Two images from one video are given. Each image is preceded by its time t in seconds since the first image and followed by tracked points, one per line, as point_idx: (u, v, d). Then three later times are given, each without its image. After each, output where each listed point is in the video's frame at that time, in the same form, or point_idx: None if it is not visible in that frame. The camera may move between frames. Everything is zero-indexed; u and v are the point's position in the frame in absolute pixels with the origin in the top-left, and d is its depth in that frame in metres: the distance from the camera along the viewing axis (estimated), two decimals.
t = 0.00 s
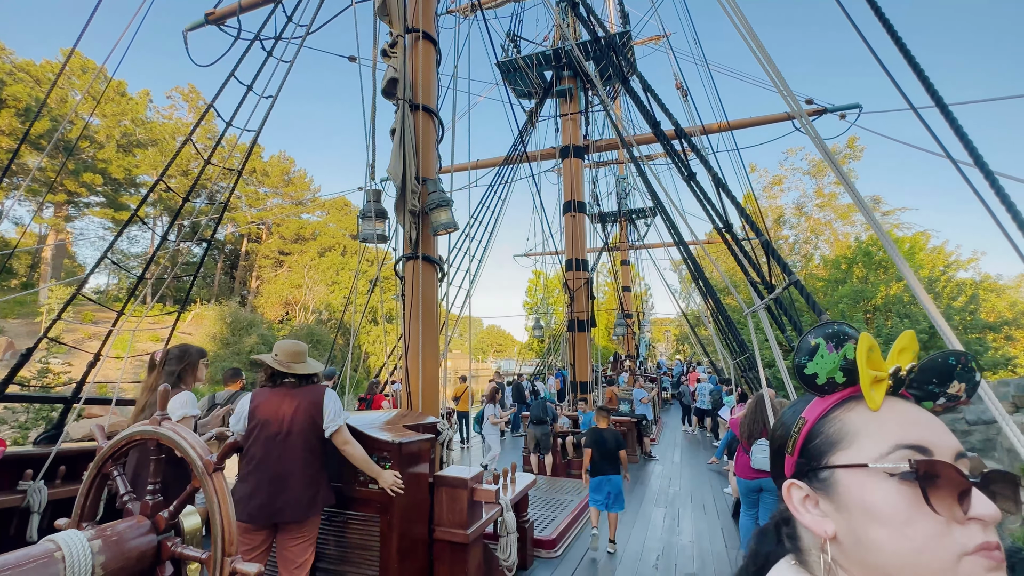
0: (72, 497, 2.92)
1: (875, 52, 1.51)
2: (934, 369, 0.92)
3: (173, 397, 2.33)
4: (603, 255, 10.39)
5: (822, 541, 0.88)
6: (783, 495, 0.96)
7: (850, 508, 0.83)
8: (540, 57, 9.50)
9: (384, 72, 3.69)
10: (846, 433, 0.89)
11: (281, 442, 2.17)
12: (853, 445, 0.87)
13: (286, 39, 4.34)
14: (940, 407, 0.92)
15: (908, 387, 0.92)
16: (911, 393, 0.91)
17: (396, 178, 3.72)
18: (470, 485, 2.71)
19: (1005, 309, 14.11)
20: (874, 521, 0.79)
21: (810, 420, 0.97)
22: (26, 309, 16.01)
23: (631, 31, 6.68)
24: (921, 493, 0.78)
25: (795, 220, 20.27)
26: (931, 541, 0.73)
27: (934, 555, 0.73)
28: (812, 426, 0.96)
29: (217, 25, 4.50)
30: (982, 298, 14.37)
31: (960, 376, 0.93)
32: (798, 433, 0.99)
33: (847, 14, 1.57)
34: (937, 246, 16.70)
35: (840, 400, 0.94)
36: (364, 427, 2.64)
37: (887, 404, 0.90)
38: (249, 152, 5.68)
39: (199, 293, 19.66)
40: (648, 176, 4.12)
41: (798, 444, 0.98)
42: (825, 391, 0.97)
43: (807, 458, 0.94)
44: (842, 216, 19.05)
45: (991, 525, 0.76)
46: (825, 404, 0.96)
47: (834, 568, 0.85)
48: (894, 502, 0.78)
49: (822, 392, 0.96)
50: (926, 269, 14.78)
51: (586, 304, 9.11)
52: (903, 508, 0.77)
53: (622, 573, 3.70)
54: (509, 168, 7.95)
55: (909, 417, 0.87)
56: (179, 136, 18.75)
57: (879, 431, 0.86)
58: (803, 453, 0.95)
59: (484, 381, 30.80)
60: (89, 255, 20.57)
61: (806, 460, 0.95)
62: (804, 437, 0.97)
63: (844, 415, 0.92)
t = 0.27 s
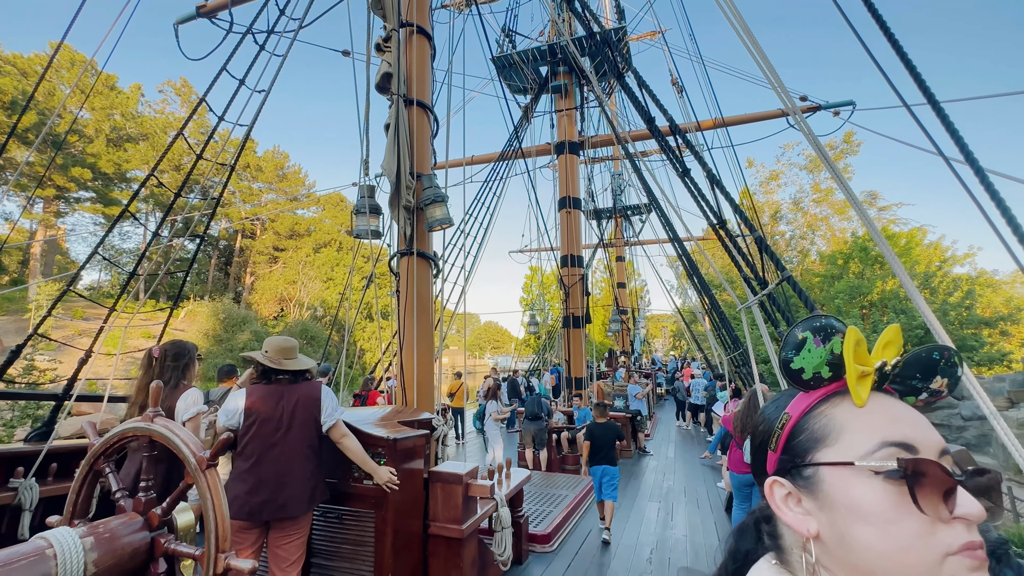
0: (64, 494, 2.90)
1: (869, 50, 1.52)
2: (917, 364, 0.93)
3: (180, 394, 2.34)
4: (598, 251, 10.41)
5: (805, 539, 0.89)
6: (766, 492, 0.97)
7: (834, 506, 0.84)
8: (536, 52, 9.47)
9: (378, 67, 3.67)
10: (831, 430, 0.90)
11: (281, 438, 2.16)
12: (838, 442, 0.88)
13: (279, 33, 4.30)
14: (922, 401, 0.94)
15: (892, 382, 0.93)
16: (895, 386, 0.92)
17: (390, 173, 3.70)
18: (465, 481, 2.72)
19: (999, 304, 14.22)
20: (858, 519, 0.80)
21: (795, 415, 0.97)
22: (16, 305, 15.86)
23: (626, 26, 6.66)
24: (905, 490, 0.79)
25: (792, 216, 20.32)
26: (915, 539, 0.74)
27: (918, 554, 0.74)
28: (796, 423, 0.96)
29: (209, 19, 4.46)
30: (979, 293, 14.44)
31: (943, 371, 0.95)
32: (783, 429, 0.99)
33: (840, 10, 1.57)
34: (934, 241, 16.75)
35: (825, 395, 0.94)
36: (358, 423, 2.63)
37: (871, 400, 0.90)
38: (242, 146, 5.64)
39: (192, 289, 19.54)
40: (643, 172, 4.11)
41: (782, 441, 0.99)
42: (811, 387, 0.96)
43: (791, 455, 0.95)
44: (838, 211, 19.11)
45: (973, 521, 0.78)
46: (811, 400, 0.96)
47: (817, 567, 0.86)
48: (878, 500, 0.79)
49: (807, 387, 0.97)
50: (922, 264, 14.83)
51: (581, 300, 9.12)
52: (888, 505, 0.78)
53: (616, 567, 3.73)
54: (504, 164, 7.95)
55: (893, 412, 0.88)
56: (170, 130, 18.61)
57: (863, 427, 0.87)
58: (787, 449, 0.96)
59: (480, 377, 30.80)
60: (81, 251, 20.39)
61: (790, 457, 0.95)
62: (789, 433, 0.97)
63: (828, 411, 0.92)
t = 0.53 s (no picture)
0: (46, 493, 2.86)
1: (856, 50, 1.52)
2: (898, 360, 0.94)
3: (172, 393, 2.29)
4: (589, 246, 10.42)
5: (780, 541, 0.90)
6: (742, 493, 0.97)
7: (812, 508, 0.85)
8: (527, 46, 9.43)
9: (367, 60, 3.62)
10: (810, 430, 0.91)
11: (263, 435, 2.14)
12: (817, 443, 0.89)
13: (266, 24, 4.23)
14: (900, 396, 0.96)
15: (871, 378, 0.94)
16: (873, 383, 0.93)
17: (380, 167, 3.67)
18: (454, 477, 2.71)
19: (986, 300, 14.46)
20: (835, 523, 0.81)
21: (773, 413, 0.97)
22: None
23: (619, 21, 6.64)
24: (884, 491, 0.80)
25: (783, 212, 20.41)
26: (894, 546, 0.75)
27: (897, 559, 0.75)
28: (774, 421, 0.96)
29: (194, 8, 4.37)
30: (967, 289, 14.61)
31: (922, 366, 0.97)
32: (760, 428, 1.00)
33: (830, 9, 1.58)
34: (923, 237, 16.96)
35: (804, 392, 0.95)
36: (347, 419, 2.61)
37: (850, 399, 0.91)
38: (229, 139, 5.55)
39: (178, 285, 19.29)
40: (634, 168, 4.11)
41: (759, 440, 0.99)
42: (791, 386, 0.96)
43: (767, 455, 0.96)
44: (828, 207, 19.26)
45: (949, 527, 0.79)
46: (788, 399, 0.97)
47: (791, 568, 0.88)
48: (855, 501, 0.80)
49: (786, 385, 0.97)
50: (913, 260, 14.98)
51: (572, 296, 9.13)
52: (865, 506, 0.79)
53: (605, 561, 3.75)
54: (496, 159, 7.94)
55: (872, 410, 0.89)
56: (154, 122, 18.26)
57: (840, 427, 0.88)
58: (763, 449, 0.97)
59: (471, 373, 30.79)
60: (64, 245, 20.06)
61: (766, 457, 0.96)
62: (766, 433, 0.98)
63: (807, 410, 0.93)
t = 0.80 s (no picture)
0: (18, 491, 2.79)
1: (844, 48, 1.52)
2: (881, 353, 0.95)
3: (136, 387, 2.28)
4: (577, 242, 10.42)
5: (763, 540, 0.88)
6: (723, 489, 0.95)
7: (797, 506, 0.83)
8: (516, 39, 9.35)
9: (351, 49, 3.55)
10: (796, 426, 0.89)
11: (235, 432, 2.09)
12: (802, 438, 0.87)
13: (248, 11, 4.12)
14: (880, 388, 0.97)
15: (853, 372, 0.94)
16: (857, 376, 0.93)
17: (364, 159, 3.60)
18: (439, 473, 2.69)
19: (966, 297, 14.77)
20: (819, 520, 0.80)
21: (758, 407, 0.95)
22: None
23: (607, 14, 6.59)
24: (868, 486, 0.80)
25: (771, 208, 20.54)
26: (876, 543, 0.75)
27: (878, 556, 0.75)
28: (759, 415, 0.94)
29: None
30: (950, 285, 14.84)
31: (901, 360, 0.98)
32: (743, 423, 0.97)
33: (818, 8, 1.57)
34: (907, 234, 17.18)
35: (788, 386, 0.93)
36: (329, 415, 2.56)
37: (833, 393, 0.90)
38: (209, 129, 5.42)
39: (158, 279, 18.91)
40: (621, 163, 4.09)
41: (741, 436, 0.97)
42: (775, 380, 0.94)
43: (750, 451, 0.94)
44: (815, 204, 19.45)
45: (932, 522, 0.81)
46: (771, 393, 0.94)
47: (772, 566, 0.87)
48: (839, 498, 0.79)
49: (771, 379, 0.95)
50: (898, 256, 15.17)
51: (559, 292, 9.13)
52: (850, 502, 0.79)
53: (590, 555, 3.78)
54: (483, 153, 7.89)
55: (855, 404, 0.89)
56: (132, 111, 17.81)
57: (826, 422, 0.86)
58: (747, 445, 0.94)
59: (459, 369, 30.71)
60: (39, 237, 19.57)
61: (749, 453, 0.94)
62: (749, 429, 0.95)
63: (792, 404, 0.91)
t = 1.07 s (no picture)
0: None
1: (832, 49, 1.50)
2: (859, 345, 0.94)
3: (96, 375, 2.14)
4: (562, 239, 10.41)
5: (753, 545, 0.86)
6: (710, 492, 0.91)
7: (790, 508, 0.81)
8: (502, 34, 9.25)
9: (332, 38, 3.47)
10: (785, 423, 0.87)
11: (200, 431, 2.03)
12: (792, 436, 0.85)
13: None
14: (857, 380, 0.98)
15: (835, 365, 0.94)
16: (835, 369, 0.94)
17: (346, 152, 3.52)
18: (420, 470, 2.65)
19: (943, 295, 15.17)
20: (816, 522, 0.78)
21: (745, 403, 0.91)
22: None
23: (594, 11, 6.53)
24: (864, 482, 0.80)
25: (756, 206, 20.69)
26: (871, 542, 0.75)
27: (874, 554, 0.76)
28: (747, 412, 0.90)
29: None
30: (929, 283, 15.15)
31: (879, 350, 0.98)
32: (729, 421, 0.92)
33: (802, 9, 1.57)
34: (889, 234, 17.44)
35: (775, 381, 0.90)
36: (306, 412, 2.49)
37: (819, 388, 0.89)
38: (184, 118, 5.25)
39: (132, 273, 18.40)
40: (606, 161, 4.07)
41: (724, 434, 0.93)
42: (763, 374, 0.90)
43: (737, 451, 0.90)
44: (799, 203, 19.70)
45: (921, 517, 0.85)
46: (758, 389, 0.91)
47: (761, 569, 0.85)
48: (835, 499, 0.78)
49: (758, 374, 0.90)
50: (880, 254, 15.42)
51: (544, 289, 9.11)
52: (844, 502, 0.78)
53: (572, 551, 3.78)
54: (467, 149, 7.83)
55: (839, 398, 0.88)
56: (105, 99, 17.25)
57: (815, 419, 0.85)
58: (731, 444, 0.91)
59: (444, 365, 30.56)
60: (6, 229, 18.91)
61: (736, 452, 0.90)
62: (732, 428, 0.91)
63: (780, 400, 0.89)
